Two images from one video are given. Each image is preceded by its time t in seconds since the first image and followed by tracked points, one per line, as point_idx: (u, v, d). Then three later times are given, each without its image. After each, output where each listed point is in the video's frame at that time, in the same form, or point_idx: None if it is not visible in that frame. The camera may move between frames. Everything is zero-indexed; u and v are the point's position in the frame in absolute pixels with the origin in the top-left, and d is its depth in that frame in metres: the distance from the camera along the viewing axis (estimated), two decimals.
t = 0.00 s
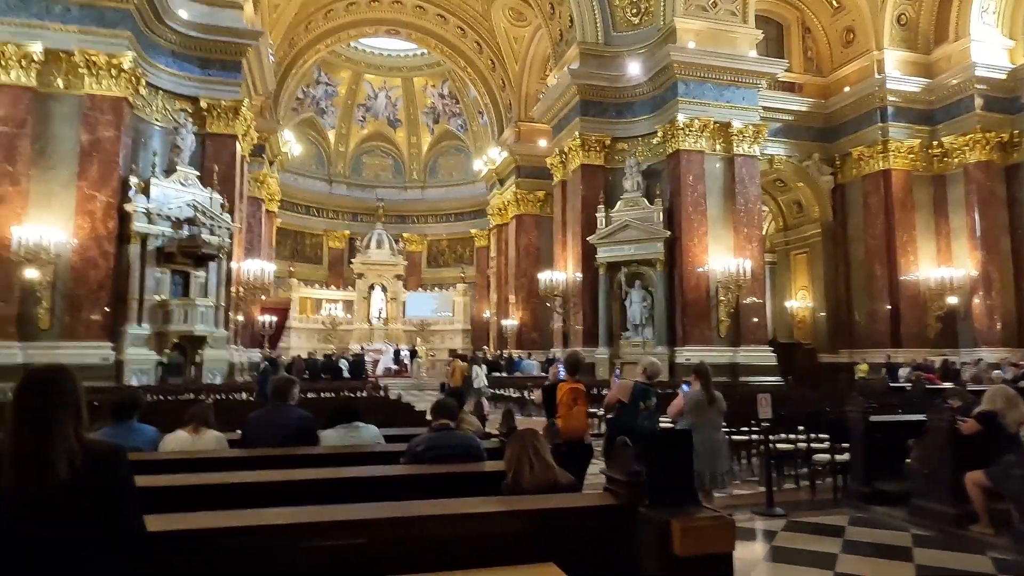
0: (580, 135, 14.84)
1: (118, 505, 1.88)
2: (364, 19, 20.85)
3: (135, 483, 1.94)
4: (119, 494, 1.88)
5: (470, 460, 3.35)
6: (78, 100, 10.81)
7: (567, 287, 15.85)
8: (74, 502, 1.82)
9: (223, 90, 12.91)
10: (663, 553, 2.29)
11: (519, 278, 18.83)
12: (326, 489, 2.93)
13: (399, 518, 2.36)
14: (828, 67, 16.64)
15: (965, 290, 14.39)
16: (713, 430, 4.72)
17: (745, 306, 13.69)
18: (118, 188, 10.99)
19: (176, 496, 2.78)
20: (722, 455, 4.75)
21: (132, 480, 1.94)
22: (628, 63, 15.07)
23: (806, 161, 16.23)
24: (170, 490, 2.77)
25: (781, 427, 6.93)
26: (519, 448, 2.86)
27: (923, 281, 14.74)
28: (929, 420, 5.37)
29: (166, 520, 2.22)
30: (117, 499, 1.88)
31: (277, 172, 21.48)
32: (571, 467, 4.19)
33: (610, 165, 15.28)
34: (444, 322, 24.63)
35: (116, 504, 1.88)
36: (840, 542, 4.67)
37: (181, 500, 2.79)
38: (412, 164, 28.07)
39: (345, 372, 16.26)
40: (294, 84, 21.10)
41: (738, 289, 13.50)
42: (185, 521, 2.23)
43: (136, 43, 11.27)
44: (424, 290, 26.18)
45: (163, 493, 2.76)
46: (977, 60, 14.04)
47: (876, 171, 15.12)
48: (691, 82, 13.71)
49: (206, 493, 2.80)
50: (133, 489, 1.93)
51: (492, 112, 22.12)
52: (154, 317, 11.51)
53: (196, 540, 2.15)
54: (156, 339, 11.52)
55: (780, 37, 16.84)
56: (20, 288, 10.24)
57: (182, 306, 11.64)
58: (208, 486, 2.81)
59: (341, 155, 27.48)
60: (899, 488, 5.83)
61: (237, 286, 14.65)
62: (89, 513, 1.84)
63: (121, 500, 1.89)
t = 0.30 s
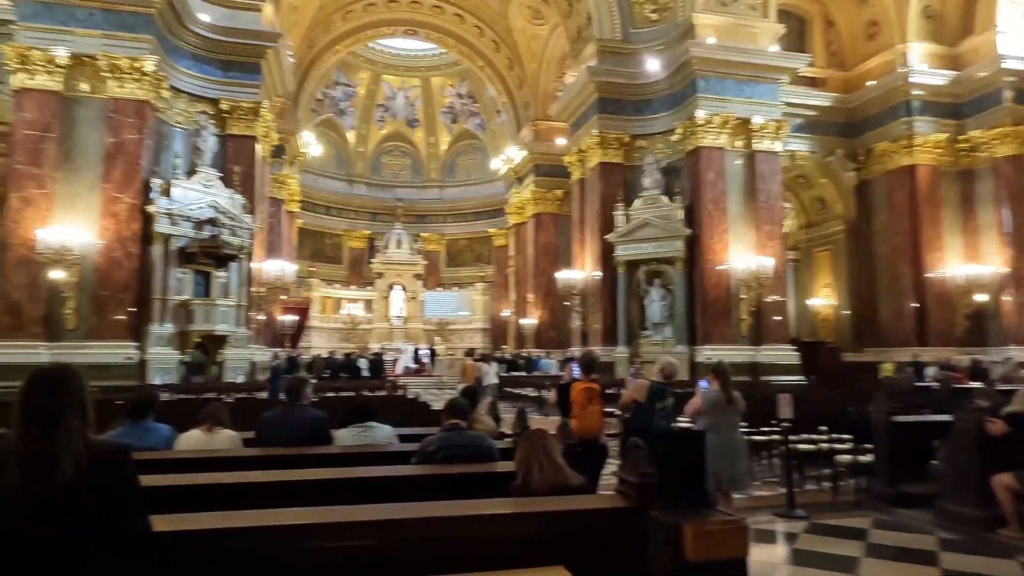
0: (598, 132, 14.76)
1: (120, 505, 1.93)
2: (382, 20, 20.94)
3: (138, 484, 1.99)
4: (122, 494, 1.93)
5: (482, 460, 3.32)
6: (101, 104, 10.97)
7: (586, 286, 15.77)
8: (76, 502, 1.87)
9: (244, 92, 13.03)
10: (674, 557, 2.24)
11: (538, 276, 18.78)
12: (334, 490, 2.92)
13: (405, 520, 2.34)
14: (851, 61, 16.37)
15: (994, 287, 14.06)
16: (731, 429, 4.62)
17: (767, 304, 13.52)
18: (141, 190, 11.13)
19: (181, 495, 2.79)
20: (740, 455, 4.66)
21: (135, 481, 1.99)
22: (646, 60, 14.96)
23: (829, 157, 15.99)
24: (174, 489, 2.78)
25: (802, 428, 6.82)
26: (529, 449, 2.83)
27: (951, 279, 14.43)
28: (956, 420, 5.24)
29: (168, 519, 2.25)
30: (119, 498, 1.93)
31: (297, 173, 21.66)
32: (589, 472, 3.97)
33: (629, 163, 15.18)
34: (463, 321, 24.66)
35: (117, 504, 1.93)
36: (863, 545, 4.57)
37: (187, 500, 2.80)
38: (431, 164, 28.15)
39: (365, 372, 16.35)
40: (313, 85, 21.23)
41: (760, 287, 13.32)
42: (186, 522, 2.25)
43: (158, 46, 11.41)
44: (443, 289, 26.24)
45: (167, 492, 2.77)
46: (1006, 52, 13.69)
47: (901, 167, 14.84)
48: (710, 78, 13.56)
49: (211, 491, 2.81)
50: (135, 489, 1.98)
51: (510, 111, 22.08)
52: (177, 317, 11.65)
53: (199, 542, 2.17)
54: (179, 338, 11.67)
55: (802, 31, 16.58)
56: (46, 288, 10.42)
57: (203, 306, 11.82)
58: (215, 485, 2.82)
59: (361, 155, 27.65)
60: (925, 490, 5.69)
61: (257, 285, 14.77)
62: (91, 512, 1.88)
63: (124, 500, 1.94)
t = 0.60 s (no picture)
0: (613, 132, 14.69)
1: (120, 506, 1.96)
2: (398, 22, 21.03)
3: (136, 485, 2.01)
4: (121, 495, 1.96)
5: (487, 462, 3.31)
6: (121, 106, 11.11)
7: (601, 286, 15.67)
8: (76, 503, 1.89)
9: (261, 95, 13.13)
10: (676, 564, 2.25)
11: (553, 277, 18.74)
12: (337, 492, 2.93)
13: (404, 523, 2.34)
14: (871, 59, 16.15)
15: (1019, 288, 13.79)
16: (742, 432, 4.54)
17: (784, 305, 13.37)
18: (160, 192, 11.25)
19: (181, 497, 2.81)
20: (754, 458, 4.57)
21: (134, 482, 2.01)
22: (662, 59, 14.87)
23: (848, 156, 15.77)
24: (176, 490, 2.80)
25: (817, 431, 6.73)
26: (530, 452, 2.81)
27: (974, 279, 14.16)
28: (974, 424, 5.14)
29: (170, 521, 2.28)
30: (119, 499, 1.96)
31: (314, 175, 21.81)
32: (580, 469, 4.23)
33: (644, 163, 15.10)
34: (479, 322, 24.69)
35: (118, 504, 1.95)
36: (880, 551, 4.50)
37: (188, 502, 2.82)
38: (446, 165, 28.22)
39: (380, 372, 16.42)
40: (330, 87, 21.34)
41: (777, 288, 13.16)
42: (186, 523, 2.27)
43: (177, 50, 11.54)
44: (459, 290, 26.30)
45: (168, 493, 2.79)
46: None
47: (923, 166, 14.61)
48: (727, 76, 13.44)
49: (211, 493, 2.82)
50: (134, 490, 2.00)
51: (526, 111, 22.05)
52: (194, 317, 11.78)
53: (198, 543, 2.18)
54: (196, 338, 11.79)
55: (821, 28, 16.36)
56: (68, 289, 10.60)
57: (221, 307, 11.92)
58: (217, 487, 2.83)
59: (377, 157, 27.78)
60: (943, 495, 5.59)
61: (274, 286, 14.86)
62: (91, 513, 1.91)
63: (124, 500, 1.96)
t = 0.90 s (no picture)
0: (622, 132, 14.65)
1: (118, 505, 1.97)
2: (408, 22, 21.07)
3: (134, 484, 2.02)
4: (120, 495, 1.97)
5: (486, 462, 3.31)
6: (133, 108, 11.20)
7: (611, 286, 15.51)
8: (74, 503, 1.89)
9: (271, 96, 13.19)
10: (669, 565, 2.25)
11: (563, 277, 18.71)
12: (337, 492, 2.95)
13: (396, 522, 2.34)
14: (883, 56, 15.99)
15: None
16: (747, 432, 4.49)
17: (796, 305, 13.26)
18: (172, 192, 11.33)
19: (182, 495, 2.84)
20: (759, 460, 4.51)
21: (132, 482, 2.03)
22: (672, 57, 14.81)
23: (860, 155, 15.63)
24: (176, 488, 2.82)
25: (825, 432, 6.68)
26: (527, 453, 2.80)
27: (989, 279, 13.97)
28: (983, 426, 5.07)
29: (166, 519, 2.29)
30: (118, 499, 1.97)
31: (325, 175, 21.90)
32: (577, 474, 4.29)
33: (653, 162, 15.04)
34: (488, 321, 24.72)
35: (117, 504, 1.97)
36: (886, 553, 4.45)
37: (188, 501, 2.84)
38: (456, 165, 28.26)
39: (390, 372, 16.46)
40: (340, 87, 21.40)
41: (788, 287, 13.05)
42: (183, 521, 2.28)
43: (188, 51, 11.61)
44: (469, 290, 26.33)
45: (169, 491, 2.81)
46: None
47: (936, 164, 14.44)
48: (737, 75, 13.36)
49: (211, 491, 2.84)
50: (132, 490, 2.01)
51: (535, 111, 22.03)
52: (205, 317, 11.85)
53: (196, 542, 2.19)
54: (207, 337, 11.86)
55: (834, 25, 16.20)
56: (81, 289, 10.70)
57: (231, 307, 11.98)
58: (217, 486, 2.85)
59: (387, 157, 27.87)
60: (953, 498, 5.52)
61: (284, 286, 14.92)
62: (90, 513, 1.92)
63: (122, 499, 1.97)
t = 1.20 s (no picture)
0: (633, 133, 14.59)
1: (128, 506, 1.99)
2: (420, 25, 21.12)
3: (139, 486, 2.04)
4: (130, 496, 1.99)
5: (492, 466, 3.29)
6: (148, 112, 11.30)
7: (623, 287, 15.47)
8: (84, 502, 1.91)
9: (284, 99, 13.25)
10: (673, 570, 2.22)
11: (574, 278, 18.66)
12: (342, 494, 2.95)
13: (395, 525, 2.33)
14: (898, 55, 15.83)
15: None
16: (758, 435, 4.43)
17: (809, 306, 13.13)
18: (185, 196, 11.40)
19: (187, 497, 2.84)
20: (770, 464, 4.45)
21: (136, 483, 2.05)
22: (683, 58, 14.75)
23: (875, 154, 15.47)
24: (181, 491, 2.83)
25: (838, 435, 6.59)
26: (531, 456, 2.77)
27: (1007, 279, 13.74)
28: (1000, 428, 4.88)
29: (164, 523, 2.30)
30: (127, 500, 1.99)
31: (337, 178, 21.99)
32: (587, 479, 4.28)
33: (665, 163, 14.97)
34: (500, 323, 24.71)
35: (126, 504, 1.99)
36: (901, 559, 4.38)
37: (193, 503, 2.85)
38: (468, 167, 28.29)
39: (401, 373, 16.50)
40: (352, 90, 21.48)
41: (802, 288, 12.92)
42: (185, 525, 2.29)
43: (201, 56, 11.70)
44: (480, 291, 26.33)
45: (173, 494, 2.81)
46: None
47: (952, 163, 14.25)
48: (750, 75, 13.26)
49: (216, 494, 2.84)
50: (141, 491, 2.04)
51: (547, 113, 22.00)
52: (218, 319, 11.91)
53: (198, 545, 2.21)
54: (220, 339, 11.92)
55: (847, 24, 16.05)
56: (96, 292, 10.81)
57: (244, 308, 12.04)
58: (221, 489, 2.85)
59: (399, 159, 27.95)
60: (969, 502, 5.42)
61: (297, 288, 14.99)
62: (102, 512, 1.94)
63: (132, 499, 2.00)
